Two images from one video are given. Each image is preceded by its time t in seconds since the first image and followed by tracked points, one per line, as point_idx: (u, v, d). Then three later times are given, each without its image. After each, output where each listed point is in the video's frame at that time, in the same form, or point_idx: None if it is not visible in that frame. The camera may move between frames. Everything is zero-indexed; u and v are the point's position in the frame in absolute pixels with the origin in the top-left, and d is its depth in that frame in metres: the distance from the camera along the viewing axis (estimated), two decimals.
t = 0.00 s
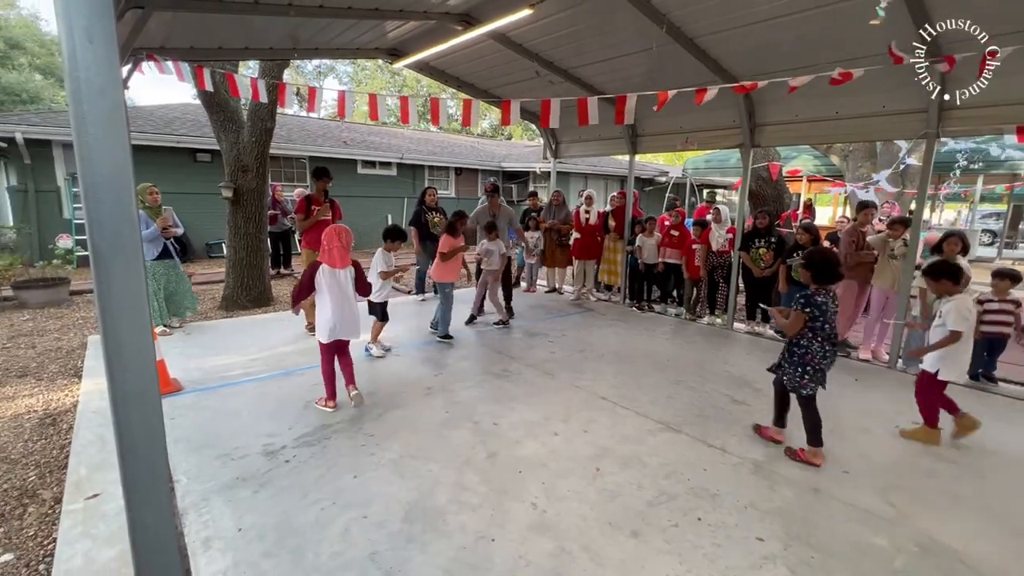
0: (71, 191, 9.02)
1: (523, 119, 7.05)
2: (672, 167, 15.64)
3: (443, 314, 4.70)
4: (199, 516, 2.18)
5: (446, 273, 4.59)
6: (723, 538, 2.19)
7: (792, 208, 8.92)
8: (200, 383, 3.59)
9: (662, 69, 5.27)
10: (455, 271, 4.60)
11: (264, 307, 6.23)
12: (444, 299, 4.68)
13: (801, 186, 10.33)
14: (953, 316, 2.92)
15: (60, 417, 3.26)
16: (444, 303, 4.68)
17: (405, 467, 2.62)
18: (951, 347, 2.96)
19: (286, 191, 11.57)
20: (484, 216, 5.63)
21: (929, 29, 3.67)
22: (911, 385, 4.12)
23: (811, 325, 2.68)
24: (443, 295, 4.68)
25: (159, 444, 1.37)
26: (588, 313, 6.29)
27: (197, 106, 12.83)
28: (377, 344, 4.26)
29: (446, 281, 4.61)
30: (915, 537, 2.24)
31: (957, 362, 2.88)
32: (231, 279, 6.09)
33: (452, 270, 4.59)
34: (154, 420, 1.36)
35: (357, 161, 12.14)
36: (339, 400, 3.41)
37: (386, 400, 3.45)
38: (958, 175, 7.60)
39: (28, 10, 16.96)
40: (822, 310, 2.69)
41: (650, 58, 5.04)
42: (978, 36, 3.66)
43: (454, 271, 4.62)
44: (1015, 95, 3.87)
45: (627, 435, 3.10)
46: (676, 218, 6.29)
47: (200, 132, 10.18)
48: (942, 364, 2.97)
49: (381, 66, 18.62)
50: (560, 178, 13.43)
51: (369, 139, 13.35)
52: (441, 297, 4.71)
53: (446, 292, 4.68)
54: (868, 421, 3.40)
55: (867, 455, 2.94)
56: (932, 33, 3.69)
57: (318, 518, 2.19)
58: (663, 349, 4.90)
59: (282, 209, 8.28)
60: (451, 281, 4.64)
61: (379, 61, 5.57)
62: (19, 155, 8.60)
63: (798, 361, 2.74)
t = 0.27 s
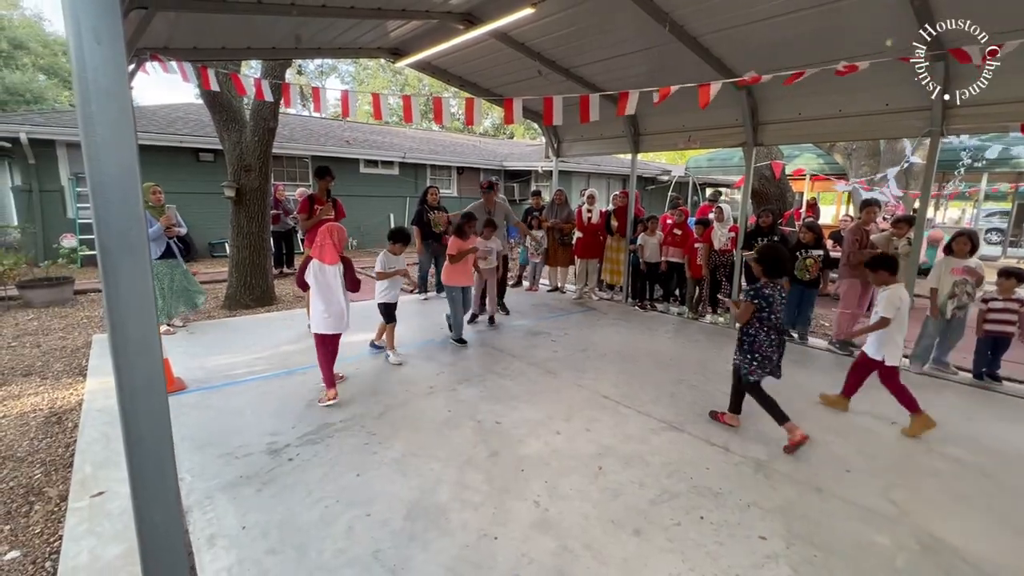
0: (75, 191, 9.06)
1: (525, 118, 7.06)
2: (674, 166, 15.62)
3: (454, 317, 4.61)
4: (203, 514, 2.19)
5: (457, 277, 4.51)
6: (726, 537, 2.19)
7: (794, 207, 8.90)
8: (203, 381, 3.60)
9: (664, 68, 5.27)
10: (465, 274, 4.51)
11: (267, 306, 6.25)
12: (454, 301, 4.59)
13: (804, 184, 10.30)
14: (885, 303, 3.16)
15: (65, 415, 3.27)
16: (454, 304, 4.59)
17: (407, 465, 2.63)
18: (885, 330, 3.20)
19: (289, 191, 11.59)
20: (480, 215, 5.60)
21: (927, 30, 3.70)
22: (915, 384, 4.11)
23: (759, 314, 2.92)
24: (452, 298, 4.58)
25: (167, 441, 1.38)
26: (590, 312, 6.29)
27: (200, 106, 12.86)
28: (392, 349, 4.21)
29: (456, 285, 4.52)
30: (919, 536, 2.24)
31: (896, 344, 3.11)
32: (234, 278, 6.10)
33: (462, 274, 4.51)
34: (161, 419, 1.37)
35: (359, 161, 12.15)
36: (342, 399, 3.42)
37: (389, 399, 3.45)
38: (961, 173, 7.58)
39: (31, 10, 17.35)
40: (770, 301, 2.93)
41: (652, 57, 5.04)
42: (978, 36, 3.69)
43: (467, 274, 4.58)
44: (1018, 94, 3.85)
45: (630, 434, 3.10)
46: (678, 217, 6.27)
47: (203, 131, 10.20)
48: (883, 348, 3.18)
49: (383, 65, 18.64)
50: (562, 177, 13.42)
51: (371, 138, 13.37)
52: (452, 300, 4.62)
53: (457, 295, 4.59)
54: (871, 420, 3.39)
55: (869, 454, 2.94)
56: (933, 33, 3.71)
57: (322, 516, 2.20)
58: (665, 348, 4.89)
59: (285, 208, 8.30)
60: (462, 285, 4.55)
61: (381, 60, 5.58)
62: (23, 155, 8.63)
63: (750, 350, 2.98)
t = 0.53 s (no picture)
0: (71, 190, 9.03)
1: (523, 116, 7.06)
2: (672, 164, 15.64)
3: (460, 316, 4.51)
4: (201, 513, 2.19)
5: (471, 278, 4.45)
6: (723, 534, 2.19)
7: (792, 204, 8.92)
8: (201, 381, 3.60)
9: (662, 66, 5.27)
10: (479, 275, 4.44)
11: (264, 305, 6.24)
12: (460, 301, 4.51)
13: (801, 182, 10.32)
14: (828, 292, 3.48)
15: (62, 415, 3.27)
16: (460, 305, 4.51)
17: (404, 464, 2.63)
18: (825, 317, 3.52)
19: (286, 189, 11.58)
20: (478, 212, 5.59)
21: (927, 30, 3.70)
22: (912, 381, 4.12)
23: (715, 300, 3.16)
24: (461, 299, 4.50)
25: (166, 440, 1.38)
26: (588, 310, 6.30)
27: (196, 105, 12.83)
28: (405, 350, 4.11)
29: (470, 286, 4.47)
30: (916, 532, 2.25)
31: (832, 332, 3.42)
32: (231, 277, 6.10)
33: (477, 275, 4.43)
34: (160, 417, 1.37)
35: (357, 159, 12.13)
36: (340, 397, 3.43)
37: (387, 397, 3.45)
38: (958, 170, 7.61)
39: (27, 9, 17.53)
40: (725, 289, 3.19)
41: (649, 55, 5.04)
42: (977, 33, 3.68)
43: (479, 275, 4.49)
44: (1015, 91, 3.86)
45: (627, 432, 3.10)
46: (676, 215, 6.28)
47: (199, 130, 10.18)
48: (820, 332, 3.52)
49: (379, 64, 18.61)
50: (560, 175, 13.42)
51: (368, 136, 13.35)
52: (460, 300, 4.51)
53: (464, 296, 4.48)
54: (868, 417, 3.41)
55: (866, 451, 2.95)
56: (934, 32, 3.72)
57: (320, 515, 2.20)
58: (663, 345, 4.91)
59: (282, 207, 8.28)
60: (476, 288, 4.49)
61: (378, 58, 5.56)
62: (19, 154, 8.59)
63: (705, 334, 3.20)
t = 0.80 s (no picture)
0: (57, 189, 8.91)
1: (515, 114, 7.05)
2: (664, 161, 15.68)
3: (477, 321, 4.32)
4: (192, 514, 2.17)
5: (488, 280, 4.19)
6: (714, 528, 2.21)
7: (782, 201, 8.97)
8: (191, 381, 3.57)
9: (652, 63, 5.28)
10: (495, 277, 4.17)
11: (255, 304, 6.20)
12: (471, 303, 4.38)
13: (792, 179, 10.39)
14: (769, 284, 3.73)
15: (49, 417, 3.23)
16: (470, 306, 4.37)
17: (397, 462, 2.63)
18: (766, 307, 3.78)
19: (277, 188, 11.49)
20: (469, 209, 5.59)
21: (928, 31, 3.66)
22: (900, 375, 4.17)
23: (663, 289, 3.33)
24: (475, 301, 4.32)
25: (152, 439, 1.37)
26: (580, 307, 6.31)
27: (184, 102, 12.70)
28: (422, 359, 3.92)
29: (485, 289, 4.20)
30: (904, 523, 2.28)
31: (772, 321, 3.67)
32: (222, 276, 6.05)
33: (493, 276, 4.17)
34: (144, 417, 1.36)
35: (348, 157, 12.07)
36: (333, 396, 3.42)
37: (380, 396, 3.45)
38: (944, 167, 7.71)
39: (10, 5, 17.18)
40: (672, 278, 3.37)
41: (640, 52, 5.05)
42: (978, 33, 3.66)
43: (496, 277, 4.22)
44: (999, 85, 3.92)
45: (620, 428, 3.12)
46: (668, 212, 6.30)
47: (187, 128, 10.08)
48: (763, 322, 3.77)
49: (371, 61, 18.49)
50: (552, 173, 13.42)
51: (359, 134, 13.28)
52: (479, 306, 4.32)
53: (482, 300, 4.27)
54: (856, 411, 3.44)
55: (855, 444, 2.98)
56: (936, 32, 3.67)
57: (312, 514, 2.20)
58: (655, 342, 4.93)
59: (272, 205, 8.21)
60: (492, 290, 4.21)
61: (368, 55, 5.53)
62: (3, 152, 8.47)
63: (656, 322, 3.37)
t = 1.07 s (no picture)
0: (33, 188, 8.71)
1: (501, 111, 7.03)
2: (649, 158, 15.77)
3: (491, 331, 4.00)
4: (174, 517, 2.14)
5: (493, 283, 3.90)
6: (699, 521, 2.24)
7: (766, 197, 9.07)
8: (173, 383, 3.52)
9: (637, 60, 5.30)
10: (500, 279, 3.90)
11: (239, 304, 6.12)
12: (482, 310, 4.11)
13: (775, 176, 10.51)
14: (713, 273, 3.99)
15: (25, 421, 3.16)
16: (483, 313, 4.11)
17: (383, 461, 2.62)
18: (713, 294, 4.03)
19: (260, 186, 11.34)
20: (455, 207, 5.57)
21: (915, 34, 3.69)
22: (879, 367, 4.25)
23: (620, 282, 3.47)
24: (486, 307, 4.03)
25: (127, 437, 1.35)
26: (567, 304, 6.32)
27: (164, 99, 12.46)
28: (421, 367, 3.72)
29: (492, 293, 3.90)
30: (882, 513, 2.32)
31: (722, 306, 3.92)
32: (204, 276, 5.96)
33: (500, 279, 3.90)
34: (118, 417, 1.34)
35: (333, 155, 11.95)
36: (318, 396, 3.39)
37: (366, 395, 3.43)
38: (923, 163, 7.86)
39: None
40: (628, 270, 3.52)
41: (623, 49, 5.07)
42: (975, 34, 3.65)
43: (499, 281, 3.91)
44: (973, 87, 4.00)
45: (606, 423, 3.14)
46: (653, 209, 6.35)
47: (168, 125, 9.90)
48: (713, 308, 4.01)
49: (355, 57, 18.30)
50: (539, 170, 13.43)
51: (344, 132, 13.15)
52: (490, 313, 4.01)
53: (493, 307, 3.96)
54: (838, 404, 3.50)
55: (837, 437, 3.03)
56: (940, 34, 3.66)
57: (297, 515, 2.18)
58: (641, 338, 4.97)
59: (255, 204, 8.10)
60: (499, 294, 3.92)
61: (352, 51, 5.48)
62: None
63: (619, 313, 3.51)
